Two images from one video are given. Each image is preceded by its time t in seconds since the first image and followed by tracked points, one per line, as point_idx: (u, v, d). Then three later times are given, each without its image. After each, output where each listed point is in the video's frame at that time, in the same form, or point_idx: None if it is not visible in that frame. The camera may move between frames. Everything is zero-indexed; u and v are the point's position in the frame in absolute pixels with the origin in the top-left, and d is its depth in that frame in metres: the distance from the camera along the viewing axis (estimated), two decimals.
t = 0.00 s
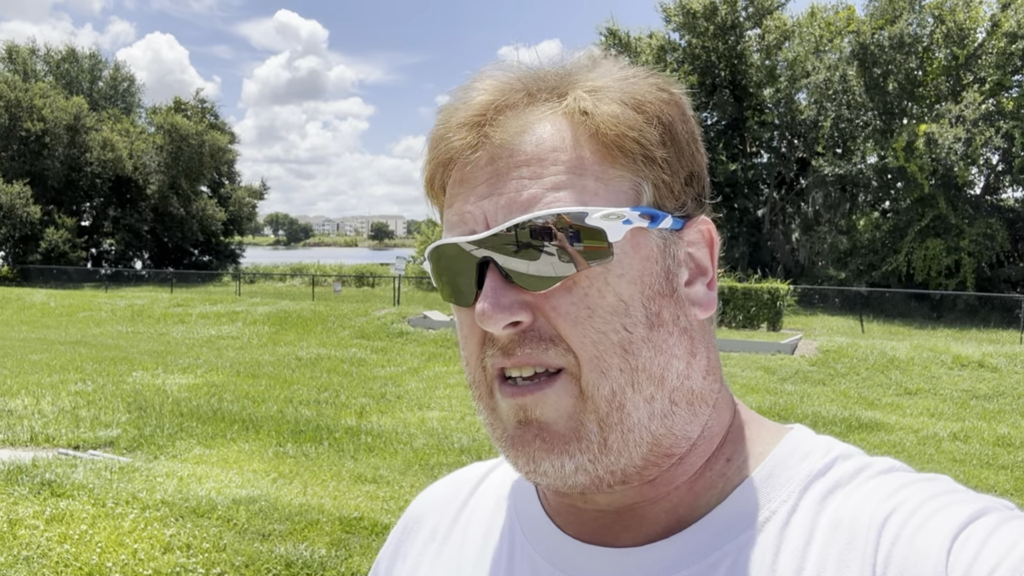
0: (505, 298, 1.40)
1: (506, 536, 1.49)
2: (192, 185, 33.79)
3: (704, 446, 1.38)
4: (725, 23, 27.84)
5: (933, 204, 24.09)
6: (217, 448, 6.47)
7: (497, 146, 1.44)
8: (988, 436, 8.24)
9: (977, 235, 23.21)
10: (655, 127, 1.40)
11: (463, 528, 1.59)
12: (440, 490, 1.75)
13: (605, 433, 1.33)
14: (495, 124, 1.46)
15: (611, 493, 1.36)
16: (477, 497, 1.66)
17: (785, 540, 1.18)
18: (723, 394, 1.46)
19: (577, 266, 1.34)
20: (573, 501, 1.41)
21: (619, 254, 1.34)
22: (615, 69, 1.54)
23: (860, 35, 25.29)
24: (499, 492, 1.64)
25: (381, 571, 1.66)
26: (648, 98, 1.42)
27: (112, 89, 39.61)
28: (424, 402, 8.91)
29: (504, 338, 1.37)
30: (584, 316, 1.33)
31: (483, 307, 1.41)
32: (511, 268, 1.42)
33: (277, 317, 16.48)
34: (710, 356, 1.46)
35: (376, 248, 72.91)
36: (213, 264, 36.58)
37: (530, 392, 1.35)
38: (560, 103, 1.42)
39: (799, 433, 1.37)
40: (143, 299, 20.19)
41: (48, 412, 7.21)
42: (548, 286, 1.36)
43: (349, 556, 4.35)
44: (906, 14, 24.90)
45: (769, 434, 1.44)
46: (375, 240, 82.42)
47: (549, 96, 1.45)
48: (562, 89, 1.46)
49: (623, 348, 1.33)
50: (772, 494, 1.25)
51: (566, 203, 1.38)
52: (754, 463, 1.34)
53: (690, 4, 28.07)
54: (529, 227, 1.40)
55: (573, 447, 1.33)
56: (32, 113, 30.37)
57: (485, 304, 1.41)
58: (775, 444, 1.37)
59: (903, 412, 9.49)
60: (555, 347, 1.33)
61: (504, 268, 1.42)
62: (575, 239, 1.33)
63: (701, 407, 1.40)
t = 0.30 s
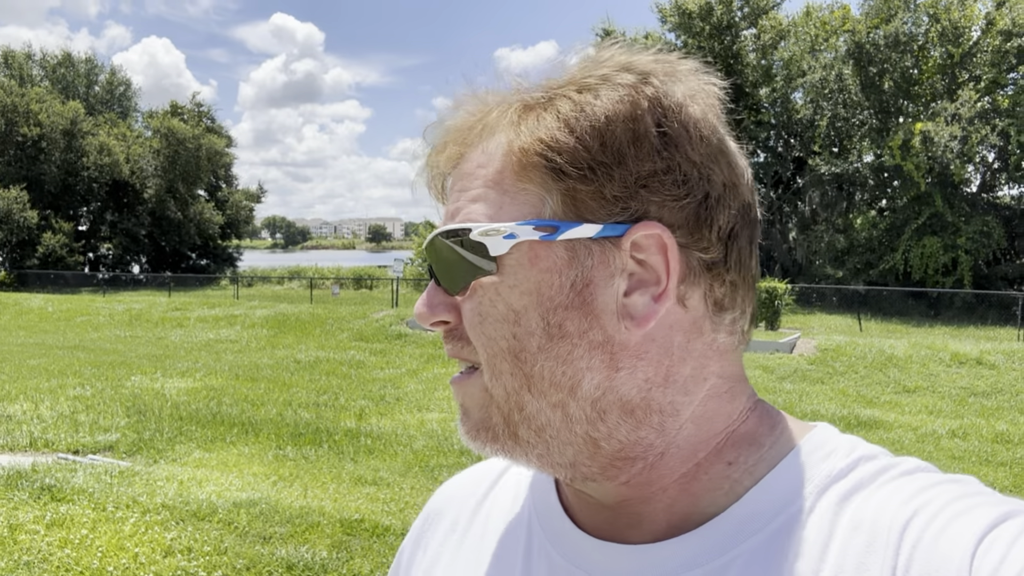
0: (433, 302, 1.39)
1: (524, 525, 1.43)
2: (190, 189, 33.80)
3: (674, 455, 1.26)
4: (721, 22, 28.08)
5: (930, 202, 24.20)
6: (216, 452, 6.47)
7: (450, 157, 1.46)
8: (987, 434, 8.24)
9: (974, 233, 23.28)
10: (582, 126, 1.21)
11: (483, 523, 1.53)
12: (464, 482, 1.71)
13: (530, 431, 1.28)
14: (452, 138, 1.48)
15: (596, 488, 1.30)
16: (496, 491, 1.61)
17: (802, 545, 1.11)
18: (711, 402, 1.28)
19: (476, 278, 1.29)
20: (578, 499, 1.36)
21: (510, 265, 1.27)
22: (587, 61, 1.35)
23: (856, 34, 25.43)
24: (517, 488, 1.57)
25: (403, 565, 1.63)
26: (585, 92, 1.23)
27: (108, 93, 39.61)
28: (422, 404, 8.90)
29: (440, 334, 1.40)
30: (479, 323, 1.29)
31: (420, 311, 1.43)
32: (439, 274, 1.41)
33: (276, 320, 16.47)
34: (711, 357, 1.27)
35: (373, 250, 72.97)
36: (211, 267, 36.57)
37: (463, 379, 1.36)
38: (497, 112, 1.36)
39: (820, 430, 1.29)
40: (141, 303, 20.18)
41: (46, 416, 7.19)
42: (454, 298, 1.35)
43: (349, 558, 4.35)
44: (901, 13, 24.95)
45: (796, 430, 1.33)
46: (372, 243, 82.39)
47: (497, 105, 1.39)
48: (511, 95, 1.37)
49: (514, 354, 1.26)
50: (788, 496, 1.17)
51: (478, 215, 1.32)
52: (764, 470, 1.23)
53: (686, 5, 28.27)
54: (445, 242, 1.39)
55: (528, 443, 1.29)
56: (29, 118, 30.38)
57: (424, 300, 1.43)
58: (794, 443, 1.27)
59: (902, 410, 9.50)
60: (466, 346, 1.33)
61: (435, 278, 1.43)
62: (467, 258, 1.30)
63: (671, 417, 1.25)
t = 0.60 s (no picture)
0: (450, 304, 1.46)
1: (536, 538, 1.43)
2: (192, 193, 33.86)
3: (677, 465, 1.25)
4: (721, 24, 28.23)
5: (933, 202, 24.15)
6: (219, 457, 6.47)
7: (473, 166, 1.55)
8: (992, 434, 8.23)
9: (977, 233, 23.36)
10: (581, 137, 1.24)
11: (497, 531, 1.53)
12: (480, 492, 1.71)
13: (526, 430, 1.30)
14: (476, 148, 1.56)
15: (601, 492, 1.30)
16: (511, 501, 1.61)
17: (816, 557, 1.10)
18: (716, 411, 1.26)
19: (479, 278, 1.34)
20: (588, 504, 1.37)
21: (511, 267, 1.30)
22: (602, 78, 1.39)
23: (857, 34, 25.55)
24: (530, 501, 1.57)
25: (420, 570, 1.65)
26: (588, 107, 1.27)
27: (110, 98, 39.71)
28: (425, 407, 8.90)
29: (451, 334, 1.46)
30: (476, 323, 1.33)
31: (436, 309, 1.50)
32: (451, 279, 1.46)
33: (278, 324, 16.47)
34: (718, 362, 1.25)
35: (374, 254, 72.97)
36: (213, 271, 36.60)
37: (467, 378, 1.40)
38: (510, 125, 1.43)
39: (835, 441, 1.27)
40: (143, 308, 20.19)
41: (50, 421, 7.20)
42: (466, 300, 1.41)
43: (353, 564, 4.35)
44: (902, 14, 25.14)
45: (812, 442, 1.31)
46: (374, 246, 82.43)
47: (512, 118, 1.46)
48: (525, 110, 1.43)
49: (511, 353, 1.28)
50: (801, 508, 1.16)
51: (485, 220, 1.36)
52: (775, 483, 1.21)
53: (686, 7, 28.22)
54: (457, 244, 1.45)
55: (528, 444, 1.30)
56: (31, 124, 30.48)
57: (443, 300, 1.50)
58: (807, 455, 1.25)
59: (906, 411, 9.48)
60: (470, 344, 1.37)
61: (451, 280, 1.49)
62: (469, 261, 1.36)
63: (673, 425, 1.24)
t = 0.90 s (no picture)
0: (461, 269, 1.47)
1: (528, 545, 1.45)
2: (199, 199, 34.05)
3: (677, 460, 1.31)
4: (727, 28, 28.35)
5: (941, 204, 24.01)
6: (226, 462, 6.48)
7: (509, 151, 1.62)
8: (1000, 438, 8.18)
9: (984, 235, 23.23)
10: (644, 137, 1.35)
11: (487, 546, 1.54)
12: (470, 502, 1.72)
13: (533, 406, 1.34)
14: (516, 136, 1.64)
15: (597, 488, 1.35)
16: (504, 509, 1.62)
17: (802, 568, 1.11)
18: (721, 415, 1.32)
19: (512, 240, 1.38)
20: (577, 504, 1.41)
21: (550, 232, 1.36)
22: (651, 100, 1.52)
23: (863, 37, 25.43)
24: (519, 510, 1.58)
25: None
26: (649, 115, 1.39)
27: (119, 105, 39.97)
28: (432, 412, 8.90)
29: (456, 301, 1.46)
30: (505, 287, 1.35)
31: (442, 272, 1.50)
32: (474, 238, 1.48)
33: (285, 329, 16.52)
34: (725, 363, 1.33)
35: (381, 258, 73.13)
36: (221, 276, 36.73)
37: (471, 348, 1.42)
38: (558, 116, 1.53)
39: (824, 449, 1.28)
40: (152, 313, 20.26)
41: (59, 427, 7.23)
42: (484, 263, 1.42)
43: (358, 570, 4.34)
44: (909, 15, 25.14)
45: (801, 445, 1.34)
46: (381, 251, 82.62)
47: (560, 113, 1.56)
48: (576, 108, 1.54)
49: (537, 320, 1.32)
50: (793, 517, 1.17)
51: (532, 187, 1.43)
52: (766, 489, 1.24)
53: (692, 11, 28.42)
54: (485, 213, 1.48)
55: (532, 424, 1.34)
56: (40, 130, 30.71)
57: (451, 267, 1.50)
58: (796, 461, 1.27)
59: (915, 414, 9.43)
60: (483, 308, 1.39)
61: (467, 246, 1.51)
62: (505, 224, 1.40)
63: (680, 420, 1.30)
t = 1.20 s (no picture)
0: (502, 234, 1.56)
1: (517, 551, 1.55)
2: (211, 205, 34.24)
3: (682, 456, 1.42)
4: (737, 31, 28.27)
5: (953, 208, 23.83)
6: (237, 467, 6.51)
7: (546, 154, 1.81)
8: (1014, 444, 8.10)
9: (997, 239, 22.99)
10: (683, 170, 1.64)
11: (472, 555, 1.66)
12: (452, 517, 1.83)
13: (567, 375, 1.41)
14: (555, 142, 1.84)
15: (601, 479, 1.45)
16: (489, 522, 1.73)
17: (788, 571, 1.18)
18: (724, 420, 1.47)
19: (567, 211, 1.51)
20: (571, 500, 1.52)
21: (607, 213, 1.50)
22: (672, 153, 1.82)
23: (873, 40, 25.02)
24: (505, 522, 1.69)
25: None
26: (682, 157, 1.68)
27: (131, 111, 40.27)
28: (441, 416, 8.90)
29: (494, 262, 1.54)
30: (564, 250, 1.44)
31: (479, 229, 1.60)
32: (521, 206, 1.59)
33: (296, 334, 16.57)
34: (721, 375, 1.49)
35: (392, 262, 73.24)
36: (232, 282, 36.89)
37: (503, 310, 1.48)
38: (601, 139, 1.77)
39: (810, 459, 1.37)
40: (163, 318, 20.35)
41: (70, 432, 7.28)
42: (534, 228, 1.53)
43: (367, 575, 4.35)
44: (919, 19, 24.60)
45: (782, 458, 1.44)
46: (391, 255, 82.81)
47: (600, 135, 1.80)
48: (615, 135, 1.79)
49: (592, 296, 1.40)
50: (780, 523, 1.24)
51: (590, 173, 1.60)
52: (756, 493, 1.33)
53: (701, 15, 28.51)
54: (531, 192, 1.62)
55: (563, 394, 1.42)
56: (53, 137, 30.96)
57: (487, 231, 1.59)
58: (783, 472, 1.36)
59: (927, 420, 9.36)
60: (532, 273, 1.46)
61: (504, 215, 1.62)
62: (561, 195, 1.55)
63: (693, 417, 1.44)
